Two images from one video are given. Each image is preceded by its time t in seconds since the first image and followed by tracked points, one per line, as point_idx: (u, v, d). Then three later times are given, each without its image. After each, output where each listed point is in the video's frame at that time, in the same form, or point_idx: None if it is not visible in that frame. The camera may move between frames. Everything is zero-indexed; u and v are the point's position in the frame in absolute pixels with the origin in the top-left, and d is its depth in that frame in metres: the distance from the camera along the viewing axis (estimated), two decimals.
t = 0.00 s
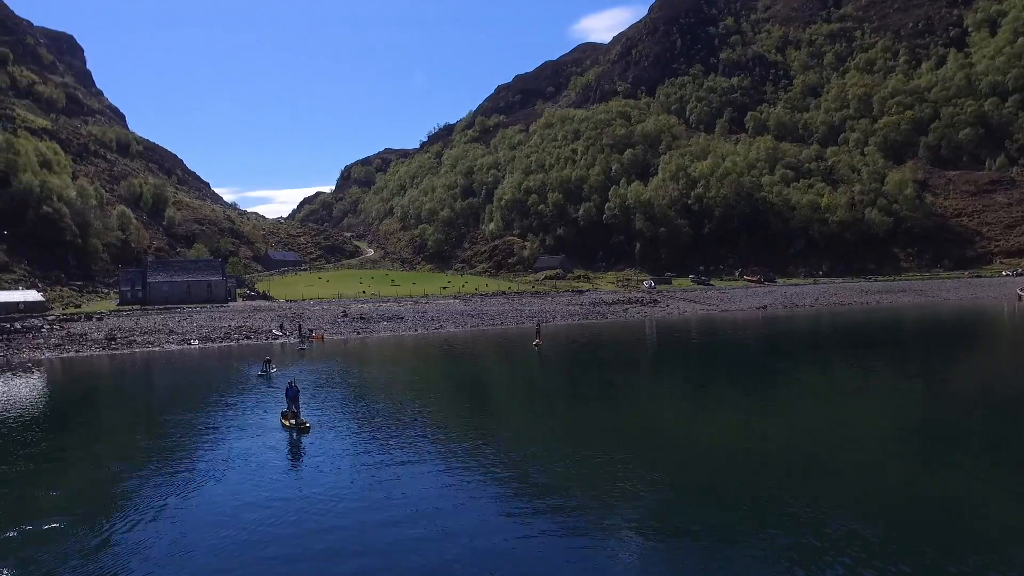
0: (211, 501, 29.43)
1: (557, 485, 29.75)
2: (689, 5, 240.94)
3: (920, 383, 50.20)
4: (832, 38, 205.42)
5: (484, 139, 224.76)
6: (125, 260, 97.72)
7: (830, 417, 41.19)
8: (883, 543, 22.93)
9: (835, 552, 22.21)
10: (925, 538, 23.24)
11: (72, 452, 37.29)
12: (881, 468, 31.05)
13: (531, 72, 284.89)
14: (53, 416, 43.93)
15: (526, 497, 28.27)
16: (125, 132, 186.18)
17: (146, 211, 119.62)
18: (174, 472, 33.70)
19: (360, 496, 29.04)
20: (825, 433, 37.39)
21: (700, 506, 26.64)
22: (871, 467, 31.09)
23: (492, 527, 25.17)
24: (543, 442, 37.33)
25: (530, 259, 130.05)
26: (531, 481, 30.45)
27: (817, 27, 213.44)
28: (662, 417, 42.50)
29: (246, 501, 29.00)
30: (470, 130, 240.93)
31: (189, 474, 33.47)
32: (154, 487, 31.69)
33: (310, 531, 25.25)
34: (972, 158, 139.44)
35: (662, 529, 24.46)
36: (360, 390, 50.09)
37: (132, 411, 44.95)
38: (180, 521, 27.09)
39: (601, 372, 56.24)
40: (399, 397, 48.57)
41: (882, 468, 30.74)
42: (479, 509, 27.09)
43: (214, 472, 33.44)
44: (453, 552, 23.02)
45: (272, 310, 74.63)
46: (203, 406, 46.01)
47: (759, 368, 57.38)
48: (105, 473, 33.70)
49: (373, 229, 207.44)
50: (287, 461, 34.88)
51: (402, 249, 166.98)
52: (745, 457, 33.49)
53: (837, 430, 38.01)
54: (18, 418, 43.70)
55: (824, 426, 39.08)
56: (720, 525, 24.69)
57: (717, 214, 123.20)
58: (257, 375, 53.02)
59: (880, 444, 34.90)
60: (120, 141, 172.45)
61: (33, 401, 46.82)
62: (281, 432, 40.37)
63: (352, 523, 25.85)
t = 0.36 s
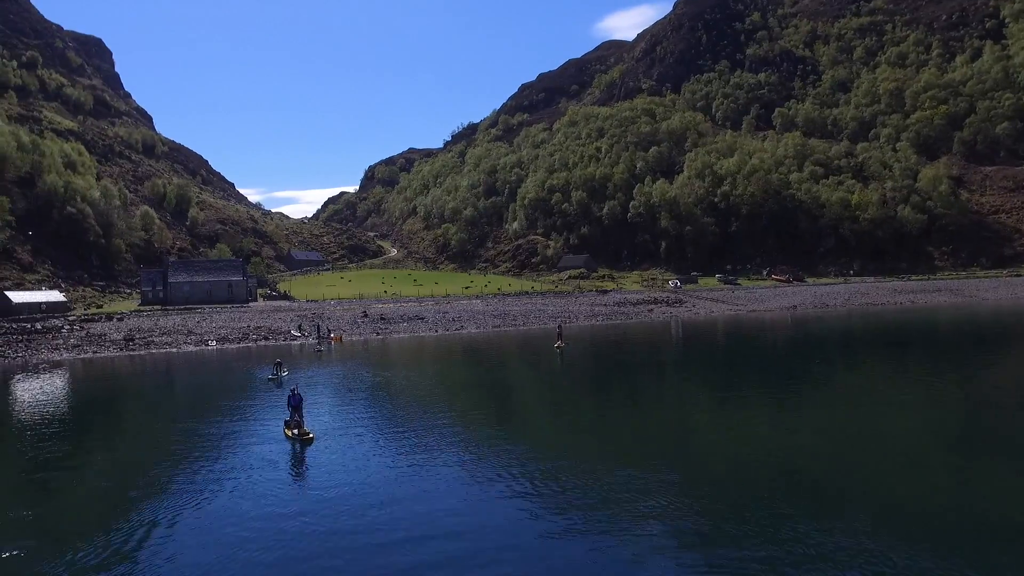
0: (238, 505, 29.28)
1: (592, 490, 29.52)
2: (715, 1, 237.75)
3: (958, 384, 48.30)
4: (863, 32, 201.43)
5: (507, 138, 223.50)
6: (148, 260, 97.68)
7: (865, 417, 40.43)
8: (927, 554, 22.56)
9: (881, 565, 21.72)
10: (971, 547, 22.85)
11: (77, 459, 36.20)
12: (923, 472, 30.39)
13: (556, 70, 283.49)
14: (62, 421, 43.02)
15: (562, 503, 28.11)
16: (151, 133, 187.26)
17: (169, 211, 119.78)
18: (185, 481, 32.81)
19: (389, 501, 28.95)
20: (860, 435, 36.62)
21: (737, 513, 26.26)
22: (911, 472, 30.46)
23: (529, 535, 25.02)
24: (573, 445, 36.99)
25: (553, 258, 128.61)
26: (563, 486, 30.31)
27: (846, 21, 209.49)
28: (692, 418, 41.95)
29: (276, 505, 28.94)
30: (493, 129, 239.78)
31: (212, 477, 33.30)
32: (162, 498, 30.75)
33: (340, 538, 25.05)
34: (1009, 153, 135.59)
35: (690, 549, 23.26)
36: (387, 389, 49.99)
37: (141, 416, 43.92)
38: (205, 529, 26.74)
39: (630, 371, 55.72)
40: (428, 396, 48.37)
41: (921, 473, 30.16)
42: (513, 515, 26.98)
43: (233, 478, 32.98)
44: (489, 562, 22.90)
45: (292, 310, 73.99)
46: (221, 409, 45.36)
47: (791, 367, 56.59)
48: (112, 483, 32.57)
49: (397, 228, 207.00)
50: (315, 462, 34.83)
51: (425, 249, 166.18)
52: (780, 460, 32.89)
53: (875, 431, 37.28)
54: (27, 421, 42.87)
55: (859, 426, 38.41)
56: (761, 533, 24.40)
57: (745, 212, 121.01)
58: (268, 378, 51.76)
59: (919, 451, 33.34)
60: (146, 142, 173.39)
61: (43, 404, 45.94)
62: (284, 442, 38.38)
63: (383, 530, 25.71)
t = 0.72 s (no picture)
0: (262, 500, 29.16)
1: (619, 488, 29.31)
2: None
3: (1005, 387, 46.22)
4: (901, 25, 196.56)
5: (536, 136, 222.07)
6: (178, 260, 97.95)
7: (897, 417, 39.79)
8: (976, 565, 21.45)
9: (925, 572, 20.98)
10: (1016, 551, 22.35)
11: (91, 465, 35.16)
12: (958, 471, 29.81)
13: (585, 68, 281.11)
14: (80, 425, 42.16)
15: (590, 499, 27.99)
16: (183, 135, 188.87)
17: (199, 211, 120.15)
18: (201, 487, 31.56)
19: (415, 496, 28.93)
20: (894, 434, 35.92)
21: (768, 513, 25.90)
22: (946, 471, 29.92)
23: (556, 530, 24.93)
24: (601, 442, 36.72)
25: (583, 257, 126.98)
26: (590, 482, 30.14)
27: (883, 13, 204.48)
28: (723, 416, 41.39)
29: (301, 499, 28.94)
30: (522, 127, 238.41)
31: (235, 477, 32.72)
32: (179, 505, 29.60)
33: (367, 533, 25.06)
34: None
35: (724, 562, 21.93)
36: (415, 386, 49.94)
37: (160, 419, 42.92)
38: (229, 527, 26.46)
39: (659, 369, 55.20)
40: (456, 394, 48.22)
41: (969, 480, 28.55)
42: (541, 512, 26.90)
43: (254, 480, 32.02)
44: (517, 566, 22.19)
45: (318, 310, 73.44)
46: (242, 412, 44.23)
47: (823, 365, 55.90)
48: (123, 491, 31.38)
49: (425, 228, 206.57)
50: (340, 458, 34.84)
51: (454, 248, 165.31)
52: (817, 463, 31.71)
53: (910, 430, 36.56)
54: (44, 426, 42.07)
55: (901, 429, 37.07)
56: (793, 534, 24.01)
57: (779, 210, 118.37)
58: (286, 381, 50.33)
59: (968, 457, 31.63)
60: (177, 143, 174.81)
61: (62, 408, 45.16)
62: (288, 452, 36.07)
63: (409, 525, 25.65)
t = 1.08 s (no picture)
0: (280, 500, 28.97)
1: (643, 486, 28.89)
2: None
3: None
4: (941, 16, 189.85)
5: (565, 135, 220.36)
6: (206, 260, 98.01)
7: (933, 419, 38.59)
8: None
9: None
10: None
11: (103, 472, 34.11)
12: (994, 475, 28.93)
13: (615, 65, 278.19)
14: (100, 429, 41.35)
15: (614, 502, 27.15)
16: (214, 136, 190.18)
17: (228, 211, 120.35)
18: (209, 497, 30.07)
19: (436, 494, 28.70)
20: (929, 436, 34.94)
21: (795, 513, 25.30)
22: (981, 474, 29.02)
23: (577, 527, 24.64)
24: (626, 442, 36.19)
25: (612, 256, 125.20)
26: (612, 482, 29.73)
27: (922, 4, 198.56)
28: (752, 417, 40.59)
29: (320, 498, 28.84)
30: (551, 126, 236.65)
31: (257, 478, 32.28)
32: (183, 515, 28.24)
33: (384, 531, 24.86)
34: None
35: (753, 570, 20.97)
36: (441, 385, 49.64)
37: (179, 423, 41.92)
38: (243, 530, 26.01)
39: (688, 368, 54.38)
40: (482, 393, 47.88)
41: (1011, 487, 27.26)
42: (562, 513, 26.15)
43: (267, 486, 31.06)
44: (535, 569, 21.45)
45: (343, 310, 72.84)
46: (262, 416, 43.03)
47: (855, 364, 54.79)
48: (135, 495, 30.66)
49: (454, 227, 205.91)
50: (361, 457, 34.72)
51: (482, 247, 164.31)
52: (851, 466, 30.62)
53: (946, 432, 35.57)
54: (63, 429, 41.33)
55: (940, 432, 35.65)
56: (820, 533, 23.46)
57: (814, 207, 115.46)
58: (300, 387, 48.64)
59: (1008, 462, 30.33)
60: (208, 144, 175.93)
61: (83, 411, 44.43)
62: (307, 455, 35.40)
63: (429, 524, 25.40)
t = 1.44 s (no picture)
0: (300, 499, 28.81)
1: (667, 490, 28.42)
2: None
3: None
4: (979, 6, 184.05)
5: (592, 132, 218.45)
6: (231, 260, 97.87)
7: (977, 422, 36.83)
8: None
9: None
10: None
11: (121, 477, 33.32)
12: None
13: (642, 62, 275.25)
14: (122, 432, 40.72)
15: (644, 514, 25.82)
16: (241, 137, 191.05)
17: (252, 211, 120.15)
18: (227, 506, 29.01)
19: (457, 497, 28.34)
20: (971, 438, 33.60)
21: (822, 518, 24.73)
22: None
23: (598, 533, 24.16)
24: (653, 442, 35.60)
25: (640, 255, 123.27)
26: (637, 485, 29.16)
27: None
28: (781, 416, 39.74)
29: (339, 498, 28.69)
30: (578, 124, 234.77)
31: (274, 481, 31.39)
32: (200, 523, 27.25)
33: (401, 535, 24.58)
34: None
35: None
36: (467, 383, 49.38)
37: (201, 427, 41.16)
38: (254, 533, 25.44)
39: (718, 367, 53.44)
40: (508, 391, 47.48)
41: None
42: (589, 524, 24.95)
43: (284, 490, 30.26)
44: None
45: (365, 310, 71.94)
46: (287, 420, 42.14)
47: (890, 364, 53.16)
48: (146, 503, 29.75)
49: (480, 226, 204.95)
50: (383, 455, 34.56)
51: (508, 246, 163.09)
52: (895, 475, 29.07)
53: (986, 434, 34.46)
54: (83, 432, 40.71)
55: (985, 436, 33.98)
56: (847, 541, 22.83)
57: (847, 204, 112.45)
58: (310, 392, 47.06)
59: None
60: (235, 144, 176.56)
61: (105, 414, 43.80)
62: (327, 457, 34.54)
63: (448, 528, 25.08)
